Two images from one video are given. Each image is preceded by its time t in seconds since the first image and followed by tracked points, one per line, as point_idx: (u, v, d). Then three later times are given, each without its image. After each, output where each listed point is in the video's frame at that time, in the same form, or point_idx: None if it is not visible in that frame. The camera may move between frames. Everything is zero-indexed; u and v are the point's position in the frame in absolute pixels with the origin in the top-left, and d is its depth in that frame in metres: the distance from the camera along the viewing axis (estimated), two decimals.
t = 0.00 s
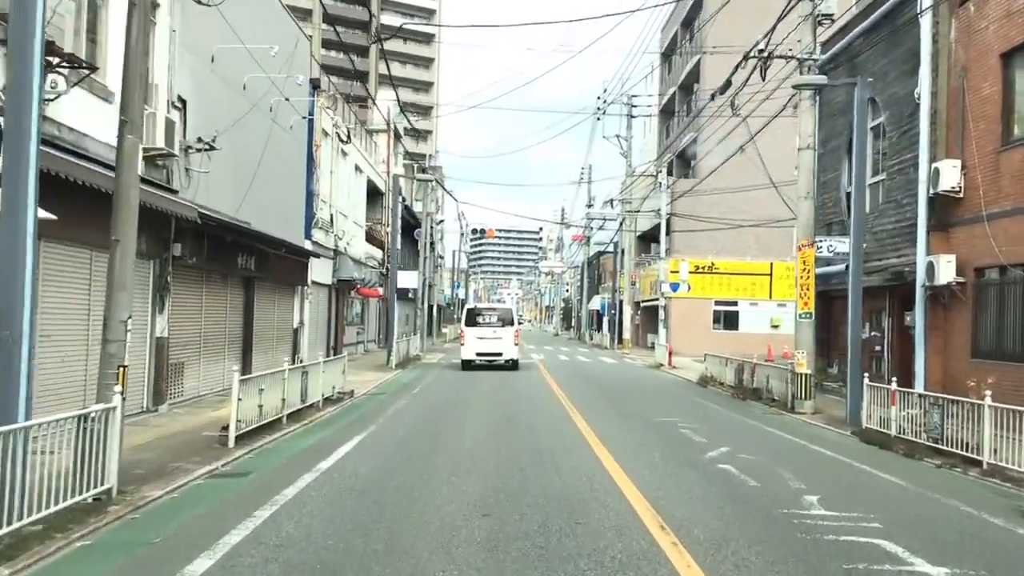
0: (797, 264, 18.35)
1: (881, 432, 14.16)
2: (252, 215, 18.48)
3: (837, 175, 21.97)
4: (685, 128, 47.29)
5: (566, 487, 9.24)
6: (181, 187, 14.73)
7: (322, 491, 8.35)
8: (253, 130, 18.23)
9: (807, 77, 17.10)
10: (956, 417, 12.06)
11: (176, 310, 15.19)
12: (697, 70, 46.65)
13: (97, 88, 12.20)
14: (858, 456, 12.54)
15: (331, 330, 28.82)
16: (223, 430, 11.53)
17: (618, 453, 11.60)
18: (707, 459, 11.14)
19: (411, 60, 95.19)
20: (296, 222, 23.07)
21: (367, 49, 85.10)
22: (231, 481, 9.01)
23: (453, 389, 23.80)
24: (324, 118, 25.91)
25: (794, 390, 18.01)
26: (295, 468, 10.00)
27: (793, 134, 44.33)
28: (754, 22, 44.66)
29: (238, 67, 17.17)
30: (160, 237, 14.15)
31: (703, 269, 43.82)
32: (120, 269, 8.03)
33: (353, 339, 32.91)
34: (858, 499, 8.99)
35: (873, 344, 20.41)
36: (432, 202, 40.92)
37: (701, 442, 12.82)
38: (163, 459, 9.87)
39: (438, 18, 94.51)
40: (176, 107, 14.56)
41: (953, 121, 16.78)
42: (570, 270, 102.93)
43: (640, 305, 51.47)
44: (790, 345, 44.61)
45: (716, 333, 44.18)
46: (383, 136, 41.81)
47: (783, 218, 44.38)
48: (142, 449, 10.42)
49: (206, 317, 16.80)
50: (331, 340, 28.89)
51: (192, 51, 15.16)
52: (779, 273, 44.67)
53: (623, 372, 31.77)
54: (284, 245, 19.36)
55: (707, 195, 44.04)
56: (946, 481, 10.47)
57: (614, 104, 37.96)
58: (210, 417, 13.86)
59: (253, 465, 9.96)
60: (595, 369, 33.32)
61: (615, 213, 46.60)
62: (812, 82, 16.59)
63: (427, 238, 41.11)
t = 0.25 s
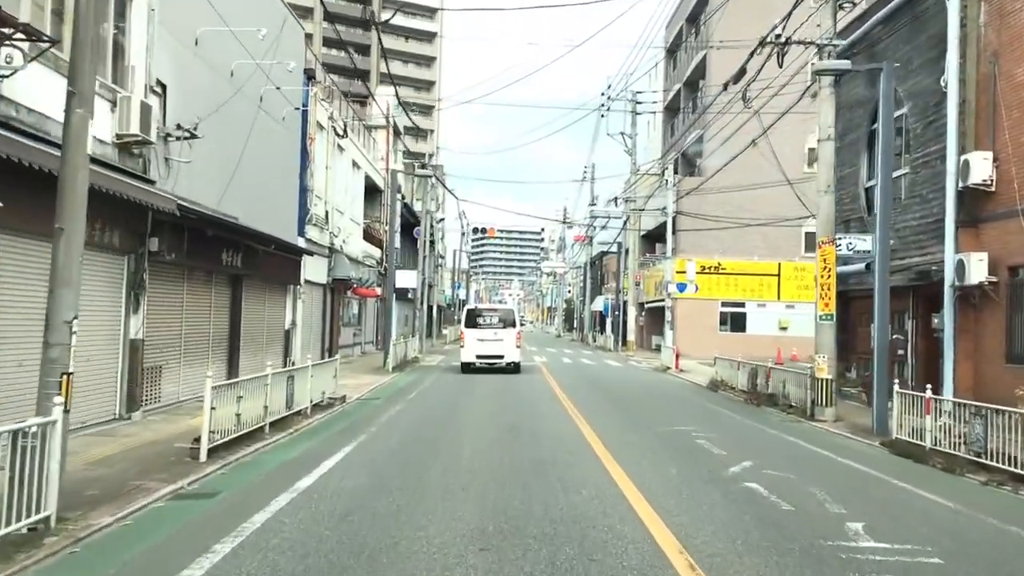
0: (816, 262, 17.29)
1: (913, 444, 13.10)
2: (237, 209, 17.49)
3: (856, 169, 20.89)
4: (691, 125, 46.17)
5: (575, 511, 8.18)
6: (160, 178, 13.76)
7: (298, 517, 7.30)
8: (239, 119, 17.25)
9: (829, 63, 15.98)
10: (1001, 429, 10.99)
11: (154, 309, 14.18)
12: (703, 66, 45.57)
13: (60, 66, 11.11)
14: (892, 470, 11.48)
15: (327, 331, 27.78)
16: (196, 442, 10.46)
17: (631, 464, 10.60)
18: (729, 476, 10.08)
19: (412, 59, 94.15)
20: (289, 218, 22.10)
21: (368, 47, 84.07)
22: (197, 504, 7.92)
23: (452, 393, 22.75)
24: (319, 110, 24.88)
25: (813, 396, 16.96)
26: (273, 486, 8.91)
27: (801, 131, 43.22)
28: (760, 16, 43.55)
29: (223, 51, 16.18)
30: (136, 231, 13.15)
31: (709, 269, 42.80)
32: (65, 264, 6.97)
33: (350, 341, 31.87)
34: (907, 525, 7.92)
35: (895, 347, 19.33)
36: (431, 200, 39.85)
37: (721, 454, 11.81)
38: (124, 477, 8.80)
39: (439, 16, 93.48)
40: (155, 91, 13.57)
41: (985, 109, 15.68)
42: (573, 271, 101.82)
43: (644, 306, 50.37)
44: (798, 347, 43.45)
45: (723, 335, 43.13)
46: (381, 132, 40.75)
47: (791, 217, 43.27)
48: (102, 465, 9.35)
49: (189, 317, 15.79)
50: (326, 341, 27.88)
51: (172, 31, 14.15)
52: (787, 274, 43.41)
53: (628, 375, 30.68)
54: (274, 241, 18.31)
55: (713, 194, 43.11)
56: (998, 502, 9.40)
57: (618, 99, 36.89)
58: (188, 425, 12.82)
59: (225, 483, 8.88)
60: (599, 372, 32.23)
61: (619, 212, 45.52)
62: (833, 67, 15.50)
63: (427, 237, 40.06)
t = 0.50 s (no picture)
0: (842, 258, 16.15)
1: (954, 456, 11.94)
2: (216, 201, 16.40)
3: (881, 162, 19.72)
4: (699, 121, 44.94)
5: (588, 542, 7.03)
6: (130, 164, 12.72)
7: (264, 552, 6.17)
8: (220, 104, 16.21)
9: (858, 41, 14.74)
10: None
11: (125, 308, 13.05)
12: (712, 60, 44.40)
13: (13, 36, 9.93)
14: (936, 487, 10.34)
15: (321, 332, 26.64)
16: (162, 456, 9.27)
17: (647, 481, 9.48)
18: (759, 495, 8.93)
19: (415, 56, 93.10)
20: (278, 212, 20.99)
21: (369, 44, 83.05)
22: (146, 535, 6.75)
23: (451, 396, 21.59)
24: (312, 100, 23.75)
25: (839, 402, 15.79)
26: (241, 510, 7.75)
27: (813, 127, 42.01)
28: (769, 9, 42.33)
29: (203, 30, 15.13)
30: (103, 222, 12.07)
31: (717, 268, 41.78)
32: None
33: (346, 342, 30.70)
34: (977, 561, 6.76)
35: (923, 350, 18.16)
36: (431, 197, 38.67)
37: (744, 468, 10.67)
38: (71, 500, 7.66)
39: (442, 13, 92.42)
40: (124, 70, 12.53)
41: None
42: (576, 271, 100.72)
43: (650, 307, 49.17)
44: (809, 349, 42.27)
45: (731, 336, 42.04)
46: (380, 126, 39.65)
47: (801, 215, 42.08)
48: (51, 484, 8.21)
49: (166, 317, 14.65)
50: (321, 341, 26.75)
51: (145, 6, 13.08)
52: (797, 273, 42.15)
53: (634, 378, 29.49)
54: (261, 236, 17.16)
55: (720, 192, 41.76)
56: None
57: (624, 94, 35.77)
58: (160, 435, 11.68)
59: (186, 508, 7.71)
60: (604, 374, 31.02)
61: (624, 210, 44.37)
62: (861, 46, 14.28)
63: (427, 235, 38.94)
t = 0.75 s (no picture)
0: (864, 255, 15.17)
1: (998, 470, 10.93)
2: (198, 193, 15.42)
3: (902, 154, 18.72)
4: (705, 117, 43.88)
5: None
6: (102, 153, 11.71)
7: None
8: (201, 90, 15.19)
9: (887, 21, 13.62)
10: None
11: (95, 307, 12.02)
12: (718, 55, 43.40)
13: None
14: (986, 506, 9.34)
15: (315, 332, 25.63)
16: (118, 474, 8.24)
17: (666, 498, 8.49)
18: (792, 517, 7.95)
19: (415, 54, 92.05)
20: (269, 207, 20.00)
21: (370, 42, 82.03)
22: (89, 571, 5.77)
23: (450, 399, 20.58)
24: (305, 90, 22.75)
25: (863, 408, 14.78)
26: (204, 537, 6.77)
27: (822, 122, 40.97)
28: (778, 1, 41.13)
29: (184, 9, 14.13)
30: (70, 214, 11.06)
31: (723, 268, 40.83)
32: None
33: (342, 343, 29.70)
34: None
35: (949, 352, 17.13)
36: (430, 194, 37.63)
37: (771, 484, 9.67)
38: (10, 526, 6.67)
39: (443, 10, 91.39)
40: (95, 50, 11.52)
41: None
42: (578, 271, 99.76)
43: (654, 307, 48.13)
44: (818, 349, 41.15)
45: (738, 337, 41.06)
46: (378, 121, 38.63)
47: (810, 213, 41.04)
48: None
49: (143, 317, 13.67)
50: (315, 342, 25.76)
51: None
52: (806, 272, 41.11)
53: (640, 380, 28.46)
54: (248, 231, 16.16)
55: (726, 188, 40.72)
56: None
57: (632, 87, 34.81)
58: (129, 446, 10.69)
59: (141, 536, 6.71)
60: (609, 376, 29.98)
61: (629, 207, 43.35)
62: (892, 25, 13.11)
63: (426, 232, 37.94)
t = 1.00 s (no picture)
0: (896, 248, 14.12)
1: None
2: (175, 182, 14.36)
3: (928, 142, 17.64)
4: (712, 111, 42.75)
5: None
6: (63, 135, 10.66)
7: None
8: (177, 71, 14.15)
9: None
10: None
11: (56, 305, 10.94)
12: (725, 47, 42.29)
13: None
14: None
15: (309, 332, 24.54)
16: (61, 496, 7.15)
17: (691, 523, 7.42)
18: (840, 546, 6.87)
19: (416, 51, 90.93)
20: (256, 199, 18.92)
21: (370, 38, 80.90)
22: None
23: (448, 402, 19.49)
24: (297, 78, 21.63)
25: (893, 415, 13.69)
26: None
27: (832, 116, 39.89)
28: None
29: None
30: (24, 202, 9.99)
31: (731, 266, 39.72)
32: None
33: (337, 343, 28.61)
34: None
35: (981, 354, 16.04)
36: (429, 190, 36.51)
37: (805, 503, 8.58)
38: None
39: (443, 6, 90.25)
40: (56, 22, 10.47)
41: None
42: (580, 269, 98.67)
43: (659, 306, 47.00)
44: (828, 349, 40.03)
45: (746, 337, 39.95)
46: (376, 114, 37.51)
47: (820, 209, 39.95)
48: None
49: (114, 315, 12.60)
50: (309, 343, 24.68)
51: None
52: (816, 270, 39.94)
53: (646, 382, 27.35)
54: (230, 222, 15.09)
55: (733, 184, 39.70)
56: None
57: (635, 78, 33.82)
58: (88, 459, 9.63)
59: None
60: (614, 377, 28.88)
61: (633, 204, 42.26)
62: None
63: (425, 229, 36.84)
